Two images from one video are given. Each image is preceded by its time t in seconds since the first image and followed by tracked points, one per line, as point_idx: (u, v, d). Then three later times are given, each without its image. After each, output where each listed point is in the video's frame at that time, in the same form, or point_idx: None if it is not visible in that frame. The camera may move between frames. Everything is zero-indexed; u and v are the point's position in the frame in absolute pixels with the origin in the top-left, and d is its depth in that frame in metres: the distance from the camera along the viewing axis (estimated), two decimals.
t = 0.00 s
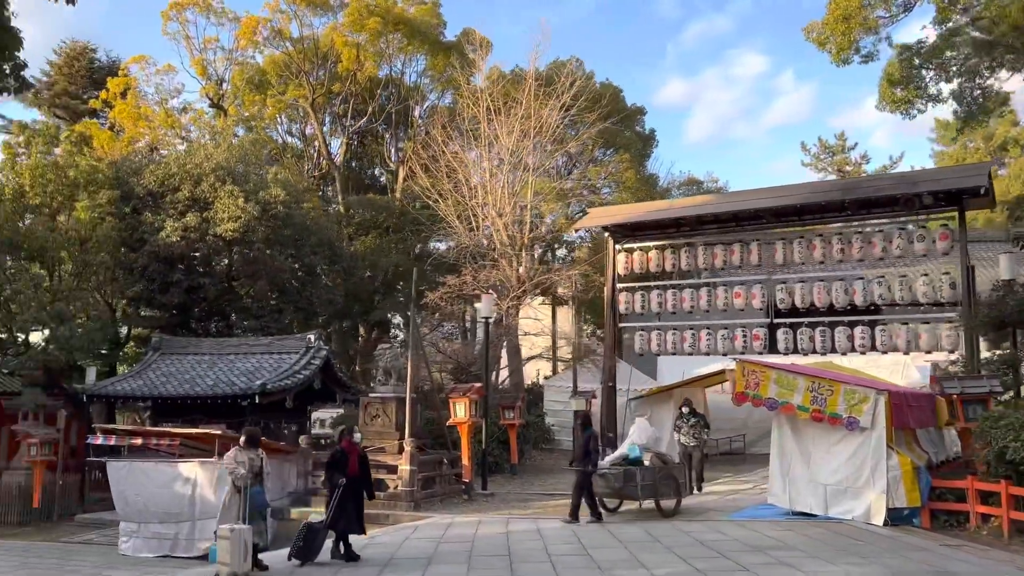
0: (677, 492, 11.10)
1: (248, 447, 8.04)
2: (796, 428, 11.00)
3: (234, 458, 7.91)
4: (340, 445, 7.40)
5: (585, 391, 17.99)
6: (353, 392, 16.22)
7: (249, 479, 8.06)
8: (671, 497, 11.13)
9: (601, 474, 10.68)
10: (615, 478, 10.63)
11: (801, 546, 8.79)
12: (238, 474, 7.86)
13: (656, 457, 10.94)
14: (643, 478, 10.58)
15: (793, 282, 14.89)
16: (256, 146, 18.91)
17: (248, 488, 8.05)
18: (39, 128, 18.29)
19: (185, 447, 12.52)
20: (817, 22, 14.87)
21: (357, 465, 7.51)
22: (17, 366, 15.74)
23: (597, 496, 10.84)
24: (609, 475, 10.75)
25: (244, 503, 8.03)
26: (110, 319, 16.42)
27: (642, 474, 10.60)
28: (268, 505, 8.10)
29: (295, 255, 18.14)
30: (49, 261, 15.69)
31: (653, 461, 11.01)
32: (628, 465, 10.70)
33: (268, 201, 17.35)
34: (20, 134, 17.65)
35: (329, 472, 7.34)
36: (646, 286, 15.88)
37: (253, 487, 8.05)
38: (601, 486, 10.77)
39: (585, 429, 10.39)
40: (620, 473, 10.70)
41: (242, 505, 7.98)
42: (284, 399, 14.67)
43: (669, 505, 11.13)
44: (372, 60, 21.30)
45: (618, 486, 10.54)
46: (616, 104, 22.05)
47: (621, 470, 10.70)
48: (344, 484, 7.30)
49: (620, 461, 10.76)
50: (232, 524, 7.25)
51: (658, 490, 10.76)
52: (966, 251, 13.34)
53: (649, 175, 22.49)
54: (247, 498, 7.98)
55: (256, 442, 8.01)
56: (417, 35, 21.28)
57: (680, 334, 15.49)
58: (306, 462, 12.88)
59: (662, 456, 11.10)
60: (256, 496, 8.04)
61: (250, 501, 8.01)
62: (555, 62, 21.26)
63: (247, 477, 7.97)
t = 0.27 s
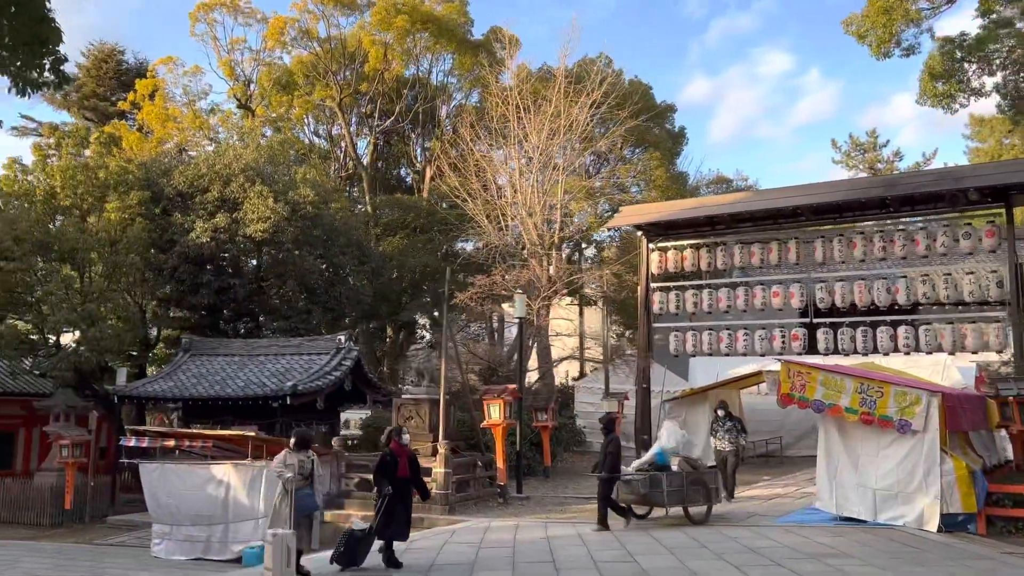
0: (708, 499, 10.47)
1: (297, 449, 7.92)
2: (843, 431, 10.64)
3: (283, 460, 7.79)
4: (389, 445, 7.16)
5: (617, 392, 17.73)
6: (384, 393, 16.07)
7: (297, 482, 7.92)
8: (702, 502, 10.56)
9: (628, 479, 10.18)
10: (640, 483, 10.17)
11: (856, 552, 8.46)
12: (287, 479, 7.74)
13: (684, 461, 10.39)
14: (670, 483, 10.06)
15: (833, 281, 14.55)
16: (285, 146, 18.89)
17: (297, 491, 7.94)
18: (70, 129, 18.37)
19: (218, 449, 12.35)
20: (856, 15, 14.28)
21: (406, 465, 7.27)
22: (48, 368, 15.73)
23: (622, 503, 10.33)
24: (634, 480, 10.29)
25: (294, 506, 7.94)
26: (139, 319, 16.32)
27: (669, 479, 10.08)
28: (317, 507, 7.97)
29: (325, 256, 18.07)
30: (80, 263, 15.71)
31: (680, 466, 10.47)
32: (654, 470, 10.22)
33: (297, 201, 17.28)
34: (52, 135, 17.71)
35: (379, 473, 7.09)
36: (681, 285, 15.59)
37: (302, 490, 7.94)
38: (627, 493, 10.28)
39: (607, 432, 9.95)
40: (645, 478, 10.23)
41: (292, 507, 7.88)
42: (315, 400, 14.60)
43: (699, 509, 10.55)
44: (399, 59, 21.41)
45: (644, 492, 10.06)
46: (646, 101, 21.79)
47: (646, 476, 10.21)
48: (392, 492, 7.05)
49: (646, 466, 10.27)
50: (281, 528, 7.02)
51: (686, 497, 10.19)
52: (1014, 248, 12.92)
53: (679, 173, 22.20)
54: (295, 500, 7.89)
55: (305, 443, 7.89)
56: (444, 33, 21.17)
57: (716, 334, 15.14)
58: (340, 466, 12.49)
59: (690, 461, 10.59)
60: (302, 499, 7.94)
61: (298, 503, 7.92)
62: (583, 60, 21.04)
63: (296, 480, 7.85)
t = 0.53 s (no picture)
0: (733, 501, 9.92)
1: (340, 442, 7.69)
2: (887, 428, 10.29)
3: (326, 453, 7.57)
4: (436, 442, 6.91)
5: (645, 391, 17.47)
6: (410, 391, 15.90)
7: (340, 479, 7.61)
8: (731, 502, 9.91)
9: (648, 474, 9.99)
10: (660, 480, 9.97)
11: (907, 554, 8.12)
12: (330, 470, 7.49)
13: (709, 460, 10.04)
14: (691, 479, 9.81)
15: (870, 276, 14.07)
16: (309, 143, 18.80)
17: (340, 489, 7.57)
18: (96, 127, 18.39)
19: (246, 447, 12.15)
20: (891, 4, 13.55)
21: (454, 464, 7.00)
22: (73, 366, 15.66)
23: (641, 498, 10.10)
24: (655, 476, 10.10)
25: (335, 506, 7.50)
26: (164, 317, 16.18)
27: (689, 475, 9.85)
28: (361, 507, 7.51)
29: (349, 253, 17.98)
30: (106, 261, 15.66)
31: (705, 464, 10.11)
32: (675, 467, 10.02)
33: (322, 198, 17.15)
34: (76, 133, 17.71)
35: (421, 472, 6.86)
36: (712, 281, 15.29)
37: (344, 487, 7.55)
38: (646, 488, 10.08)
39: (626, 427, 9.74)
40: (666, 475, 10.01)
41: (334, 507, 7.45)
42: (341, 398, 14.49)
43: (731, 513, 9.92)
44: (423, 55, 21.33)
45: (664, 488, 9.85)
46: (671, 96, 21.54)
47: (667, 473, 10.00)
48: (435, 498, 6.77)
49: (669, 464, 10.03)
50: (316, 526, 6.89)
51: (709, 496, 9.77)
52: None
53: (705, 169, 21.94)
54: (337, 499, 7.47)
55: (348, 436, 7.67)
56: (467, 29, 21.06)
57: (748, 331, 14.83)
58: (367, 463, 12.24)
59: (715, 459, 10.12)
60: (346, 497, 7.49)
61: (339, 502, 7.47)
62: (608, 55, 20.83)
63: (338, 475, 7.54)
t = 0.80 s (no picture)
0: (758, 507, 9.66)
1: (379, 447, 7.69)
2: (932, 431, 9.88)
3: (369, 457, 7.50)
4: (489, 445, 6.63)
5: (671, 393, 17.18)
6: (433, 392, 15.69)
7: (385, 486, 7.50)
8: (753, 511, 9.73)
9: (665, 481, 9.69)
10: (681, 485, 9.76)
11: (961, 562, 7.78)
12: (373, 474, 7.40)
13: (733, 464, 9.70)
14: (713, 485, 9.54)
15: (906, 275, 13.68)
16: (331, 141, 18.67)
17: (384, 496, 7.46)
18: (117, 127, 18.34)
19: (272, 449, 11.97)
20: None
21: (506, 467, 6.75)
22: (95, 367, 15.52)
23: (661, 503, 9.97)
24: (676, 481, 9.86)
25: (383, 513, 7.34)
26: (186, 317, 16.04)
27: (711, 482, 9.55)
28: (406, 513, 7.38)
29: (371, 253, 17.82)
30: (128, 261, 15.53)
31: (729, 468, 9.77)
32: (697, 471, 9.71)
33: (344, 197, 16.98)
34: (98, 132, 17.63)
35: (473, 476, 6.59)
36: (742, 280, 14.97)
37: (389, 494, 7.44)
38: (667, 494, 9.93)
39: (643, 430, 9.02)
40: (687, 480, 9.78)
41: (382, 513, 7.31)
42: (365, 399, 14.32)
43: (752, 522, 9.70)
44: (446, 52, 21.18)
45: (684, 495, 9.66)
46: (695, 93, 21.27)
47: (687, 478, 9.74)
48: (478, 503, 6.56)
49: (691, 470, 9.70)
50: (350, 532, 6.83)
51: (730, 502, 9.55)
52: None
53: (729, 168, 21.67)
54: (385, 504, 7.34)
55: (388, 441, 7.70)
56: (489, 26, 20.89)
57: (780, 331, 14.48)
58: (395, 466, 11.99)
59: (740, 464, 9.75)
60: (393, 503, 7.35)
61: (388, 508, 7.32)
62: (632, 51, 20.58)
63: (381, 480, 7.47)
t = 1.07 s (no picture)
0: (780, 509, 9.17)
1: (426, 443, 7.06)
2: (975, 429, 9.59)
3: (420, 457, 6.86)
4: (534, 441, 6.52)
5: (695, 392, 16.95)
6: (456, 390, 15.51)
7: (435, 483, 6.96)
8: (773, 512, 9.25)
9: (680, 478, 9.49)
10: (698, 484, 9.55)
11: (1013, 564, 7.50)
12: (423, 474, 6.85)
13: (754, 462, 9.26)
14: (732, 485, 9.26)
15: (939, 270, 13.38)
16: (350, 138, 18.56)
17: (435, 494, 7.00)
18: (137, 124, 18.31)
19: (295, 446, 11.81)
20: None
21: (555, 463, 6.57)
22: (115, 365, 15.44)
23: (678, 501, 9.80)
24: (694, 480, 9.66)
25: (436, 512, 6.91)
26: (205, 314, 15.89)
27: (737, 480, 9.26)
28: (459, 508, 7.03)
29: (391, 250, 17.70)
30: (148, 259, 15.45)
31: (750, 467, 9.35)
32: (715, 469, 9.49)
33: (364, 193, 16.83)
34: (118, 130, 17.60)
35: (519, 472, 6.42)
36: (769, 276, 14.71)
37: (440, 492, 6.98)
38: (685, 491, 9.75)
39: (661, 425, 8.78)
40: (706, 478, 9.54)
41: (436, 513, 6.86)
42: (387, 397, 14.20)
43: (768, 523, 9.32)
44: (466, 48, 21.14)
45: (701, 493, 9.44)
46: (717, 88, 21.06)
47: (705, 477, 9.52)
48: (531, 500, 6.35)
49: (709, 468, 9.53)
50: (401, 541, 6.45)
51: (751, 502, 9.20)
52: None
53: (750, 164, 21.44)
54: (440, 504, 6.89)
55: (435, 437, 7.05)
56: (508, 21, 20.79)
57: (808, 329, 14.29)
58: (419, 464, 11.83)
59: (762, 462, 9.28)
60: (444, 502, 6.90)
61: (442, 508, 6.90)
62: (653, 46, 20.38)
63: (433, 479, 6.94)
